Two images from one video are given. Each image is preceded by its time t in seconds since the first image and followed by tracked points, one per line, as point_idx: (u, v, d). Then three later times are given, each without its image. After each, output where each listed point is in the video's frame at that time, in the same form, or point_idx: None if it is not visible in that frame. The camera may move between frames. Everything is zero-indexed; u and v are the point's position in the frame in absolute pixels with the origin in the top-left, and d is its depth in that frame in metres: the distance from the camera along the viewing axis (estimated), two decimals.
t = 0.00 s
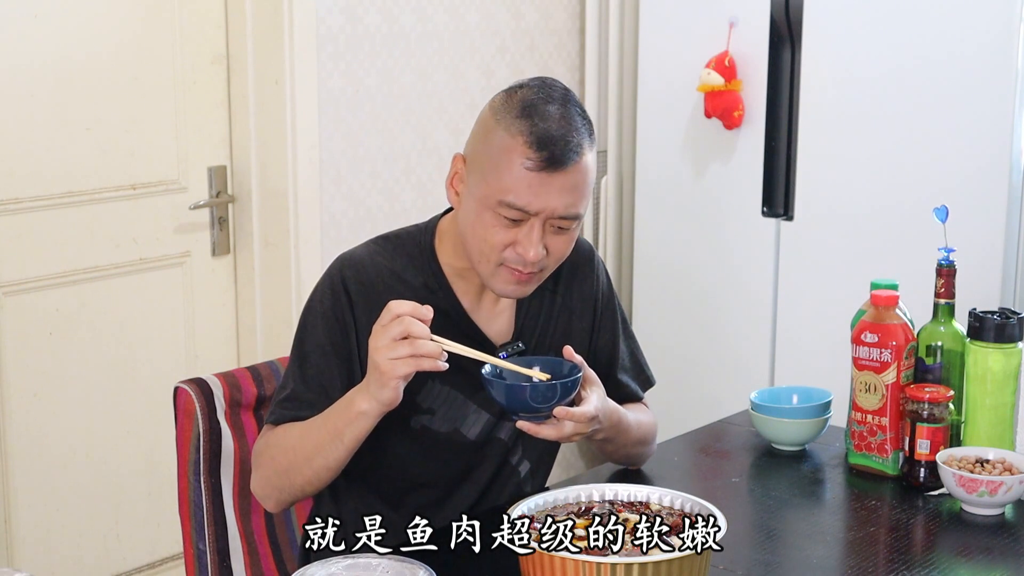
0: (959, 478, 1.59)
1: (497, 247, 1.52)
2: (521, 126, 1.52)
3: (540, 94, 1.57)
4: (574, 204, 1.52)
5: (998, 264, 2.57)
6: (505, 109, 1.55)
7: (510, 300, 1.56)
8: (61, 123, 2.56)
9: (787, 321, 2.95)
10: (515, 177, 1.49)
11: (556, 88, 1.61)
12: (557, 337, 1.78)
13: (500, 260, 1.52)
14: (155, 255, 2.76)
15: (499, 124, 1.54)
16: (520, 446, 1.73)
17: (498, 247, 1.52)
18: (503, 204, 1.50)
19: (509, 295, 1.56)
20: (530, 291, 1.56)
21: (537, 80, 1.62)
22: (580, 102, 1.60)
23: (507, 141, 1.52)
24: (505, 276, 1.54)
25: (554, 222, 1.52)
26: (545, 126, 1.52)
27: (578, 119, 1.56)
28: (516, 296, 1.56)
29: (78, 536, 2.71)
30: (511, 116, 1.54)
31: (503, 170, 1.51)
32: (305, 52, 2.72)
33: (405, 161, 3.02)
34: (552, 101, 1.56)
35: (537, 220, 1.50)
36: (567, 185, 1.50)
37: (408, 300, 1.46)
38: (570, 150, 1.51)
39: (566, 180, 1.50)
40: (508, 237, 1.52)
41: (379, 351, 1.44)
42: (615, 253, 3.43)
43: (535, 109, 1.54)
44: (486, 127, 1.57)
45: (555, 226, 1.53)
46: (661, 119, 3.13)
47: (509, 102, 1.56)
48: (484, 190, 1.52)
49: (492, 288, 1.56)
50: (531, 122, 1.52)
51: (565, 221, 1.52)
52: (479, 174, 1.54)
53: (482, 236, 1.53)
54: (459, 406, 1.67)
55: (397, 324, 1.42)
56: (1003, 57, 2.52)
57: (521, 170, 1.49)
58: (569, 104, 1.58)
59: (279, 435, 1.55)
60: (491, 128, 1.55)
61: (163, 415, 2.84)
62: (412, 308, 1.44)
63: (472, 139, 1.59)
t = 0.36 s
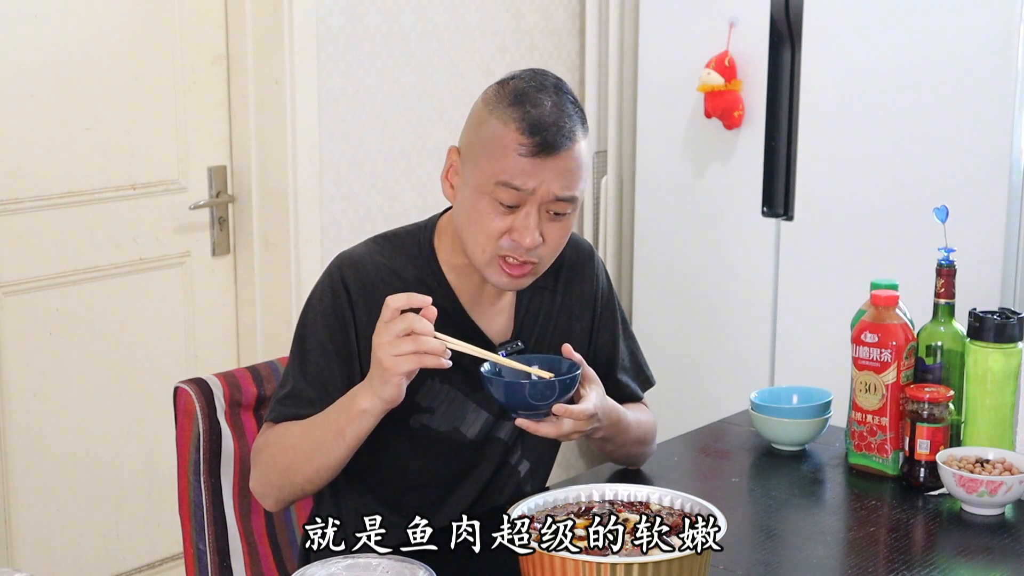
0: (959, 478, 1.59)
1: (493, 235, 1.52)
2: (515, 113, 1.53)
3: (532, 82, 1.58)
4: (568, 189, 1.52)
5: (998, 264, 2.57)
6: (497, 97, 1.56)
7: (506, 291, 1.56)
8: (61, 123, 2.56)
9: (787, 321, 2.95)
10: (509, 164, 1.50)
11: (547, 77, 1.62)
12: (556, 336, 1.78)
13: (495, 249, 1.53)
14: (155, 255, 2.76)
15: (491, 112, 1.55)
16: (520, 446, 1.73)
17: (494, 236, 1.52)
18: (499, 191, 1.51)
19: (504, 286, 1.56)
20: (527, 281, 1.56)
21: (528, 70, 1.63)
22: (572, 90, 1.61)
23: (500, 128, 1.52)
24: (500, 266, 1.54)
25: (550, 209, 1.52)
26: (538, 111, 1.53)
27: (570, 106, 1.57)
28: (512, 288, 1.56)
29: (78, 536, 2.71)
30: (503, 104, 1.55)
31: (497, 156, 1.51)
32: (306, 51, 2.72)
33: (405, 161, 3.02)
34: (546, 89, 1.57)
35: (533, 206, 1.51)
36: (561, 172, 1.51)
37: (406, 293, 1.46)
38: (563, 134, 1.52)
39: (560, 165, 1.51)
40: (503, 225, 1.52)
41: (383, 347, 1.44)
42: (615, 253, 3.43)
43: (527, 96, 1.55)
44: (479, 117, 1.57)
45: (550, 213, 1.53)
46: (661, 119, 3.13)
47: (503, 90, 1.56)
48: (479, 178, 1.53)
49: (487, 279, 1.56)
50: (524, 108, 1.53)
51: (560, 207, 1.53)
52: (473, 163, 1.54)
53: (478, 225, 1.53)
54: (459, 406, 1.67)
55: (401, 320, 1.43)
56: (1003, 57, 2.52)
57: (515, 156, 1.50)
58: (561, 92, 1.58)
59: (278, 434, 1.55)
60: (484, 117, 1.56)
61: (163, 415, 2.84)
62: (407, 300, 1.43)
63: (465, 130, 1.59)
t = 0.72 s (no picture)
0: (959, 478, 1.59)
1: (477, 207, 1.54)
2: (498, 89, 1.57)
3: (520, 64, 1.63)
4: (551, 158, 1.55)
5: (998, 264, 2.57)
6: (484, 78, 1.61)
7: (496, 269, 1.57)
8: (61, 123, 2.56)
9: (787, 321, 2.95)
10: (492, 132, 1.54)
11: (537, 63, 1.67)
12: (556, 335, 1.78)
13: (479, 223, 1.54)
14: (155, 255, 2.76)
15: (478, 91, 1.60)
16: (520, 446, 1.74)
17: (479, 207, 1.54)
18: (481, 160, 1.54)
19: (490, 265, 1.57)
20: (516, 258, 1.57)
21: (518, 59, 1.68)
22: (562, 74, 1.65)
23: (484, 102, 1.57)
24: (488, 241, 1.56)
25: (534, 179, 1.55)
26: (521, 84, 1.57)
27: (556, 83, 1.61)
28: (502, 266, 1.57)
29: (78, 536, 2.71)
30: (489, 82, 1.59)
31: (481, 128, 1.55)
32: (306, 51, 2.72)
33: (406, 161, 3.02)
34: (532, 69, 1.61)
35: (516, 175, 1.54)
36: (543, 143, 1.54)
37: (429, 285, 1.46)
38: (545, 104, 1.56)
39: (541, 132, 1.54)
40: (488, 197, 1.54)
41: (398, 339, 1.44)
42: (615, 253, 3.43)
43: (513, 74, 1.60)
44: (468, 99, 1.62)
45: (535, 184, 1.55)
46: (661, 119, 3.13)
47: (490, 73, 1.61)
48: (465, 152, 1.56)
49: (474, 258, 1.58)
50: (508, 83, 1.58)
51: (544, 177, 1.55)
52: (460, 140, 1.58)
53: (464, 199, 1.55)
54: (460, 408, 1.66)
55: (418, 311, 1.43)
56: (1003, 57, 2.52)
57: (497, 125, 1.54)
58: (549, 73, 1.63)
59: (285, 432, 1.55)
60: (472, 97, 1.60)
61: (163, 415, 2.85)
62: (432, 289, 1.44)
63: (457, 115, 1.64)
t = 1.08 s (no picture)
0: (959, 478, 1.59)
1: (479, 191, 1.54)
2: (496, 76, 1.58)
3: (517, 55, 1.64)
4: (552, 139, 1.55)
5: (998, 265, 2.57)
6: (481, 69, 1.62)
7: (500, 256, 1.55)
8: (61, 123, 2.56)
9: (788, 321, 2.95)
10: (491, 115, 1.55)
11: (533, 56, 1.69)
12: (556, 335, 1.78)
13: (481, 207, 1.54)
14: (155, 255, 2.76)
15: (476, 81, 1.61)
16: (521, 447, 1.74)
17: (480, 192, 1.54)
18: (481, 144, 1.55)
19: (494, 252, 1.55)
20: (519, 243, 1.56)
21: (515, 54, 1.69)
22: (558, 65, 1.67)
23: (483, 89, 1.58)
24: (491, 227, 1.55)
25: (535, 161, 1.55)
26: (518, 70, 1.58)
27: (553, 70, 1.62)
28: (506, 253, 1.56)
29: (78, 536, 2.71)
30: (486, 72, 1.61)
31: (480, 113, 1.56)
32: (306, 51, 2.72)
33: (406, 161, 3.02)
34: (529, 58, 1.62)
35: (516, 157, 1.54)
36: (542, 124, 1.55)
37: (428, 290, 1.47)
38: (543, 87, 1.57)
39: (540, 113, 1.55)
40: (489, 181, 1.54)
41: (400, 340, 1.44)
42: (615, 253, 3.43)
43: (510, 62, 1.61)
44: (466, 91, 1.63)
45: (536, 166, 1.55)
46: (661, 119, 3.13)
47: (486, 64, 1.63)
48: (465, 139, 1.57)
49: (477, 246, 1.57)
50: (505, 69, 1.59)
51: (545, 159, 1.55)
52: (460, 129, 1.59)
53: (465, 186, 1.55)
54: (461, 409, 1.66)
55: (420, 313, 1.43)
56: (1003, 57, 2.52)
57: (495, 108, 1.55)
58: (546, 61, 1.64)
59: (287, 435, 1.55)
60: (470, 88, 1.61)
61: (163, 415, 2.85)
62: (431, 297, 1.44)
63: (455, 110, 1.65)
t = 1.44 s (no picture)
0: (959, 478, 1.59)
1: (502, 209, 1.54)
2: (501, 87, 1.57)
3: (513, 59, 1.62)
4: (568, 150, 1.56)
5: (998, 265, 2.57)
6: (480, 78, 1.60)
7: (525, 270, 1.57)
8: (61, 123, 2.56)
9: (788, 321, 2.95)
10: (506, 130, 1.54)
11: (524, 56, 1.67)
12: (557, 335, 1.78)
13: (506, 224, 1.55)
14: (155, 255, 2.76)
15: (478, 92, 1.59)
16: (522, 447, 1.74)
17: (503, 210, 1.54)
18: (499, 161, 1.54)
19: (518, 267, 1.57)
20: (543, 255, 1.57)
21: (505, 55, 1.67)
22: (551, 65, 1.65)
23: (490, 102, 1.56)
24: (515, 242, 1.56)
25: (553, 173, 1.55)
26: (524, 80, 1.57)
27: (552, 74, 1.61)
28: (529, 266, 1.57)
29: (78, 536, 2.71)
30: (488, 82, 1.59)
31: (493, 129, 1.55)
32: (306, 51, 2.72)
33: (406, 161, 3.02)
34: (528, 63, 1.61)
35: (536, 171, 1.54)
36: (557, 136, 1.55)
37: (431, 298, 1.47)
38: (552, 97, 1.56)
39: (554, 125, 1.55)
40: (510, 197, 1.54)
41: (402, 346, 1.44)
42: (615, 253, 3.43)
43: (511, 70, 1.59)
44: (467, 101, 1.61)
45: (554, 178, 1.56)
46: (661, 119, 3.13)
47: (484, 71, 1.61)
48: (478, 156, 1.56)
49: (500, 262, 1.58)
50: (510, 79, 1.57)
51: (562, 170, 1.56)
52: (470, 143, 1.58)
53: (485, 203, 1.55)
54: (463, 410, 1.67)
55: (422, 319, 1.43)
56: (1003, 57, 2.52)
57: (510, 122, 1.54)
58: (542, 64, 1.63)
59: (288, 438, 1.55)
60: (472, 99, 1.59)
61: (163, 415, 2.85)
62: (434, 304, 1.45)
63: (455, 120, 1.62)
